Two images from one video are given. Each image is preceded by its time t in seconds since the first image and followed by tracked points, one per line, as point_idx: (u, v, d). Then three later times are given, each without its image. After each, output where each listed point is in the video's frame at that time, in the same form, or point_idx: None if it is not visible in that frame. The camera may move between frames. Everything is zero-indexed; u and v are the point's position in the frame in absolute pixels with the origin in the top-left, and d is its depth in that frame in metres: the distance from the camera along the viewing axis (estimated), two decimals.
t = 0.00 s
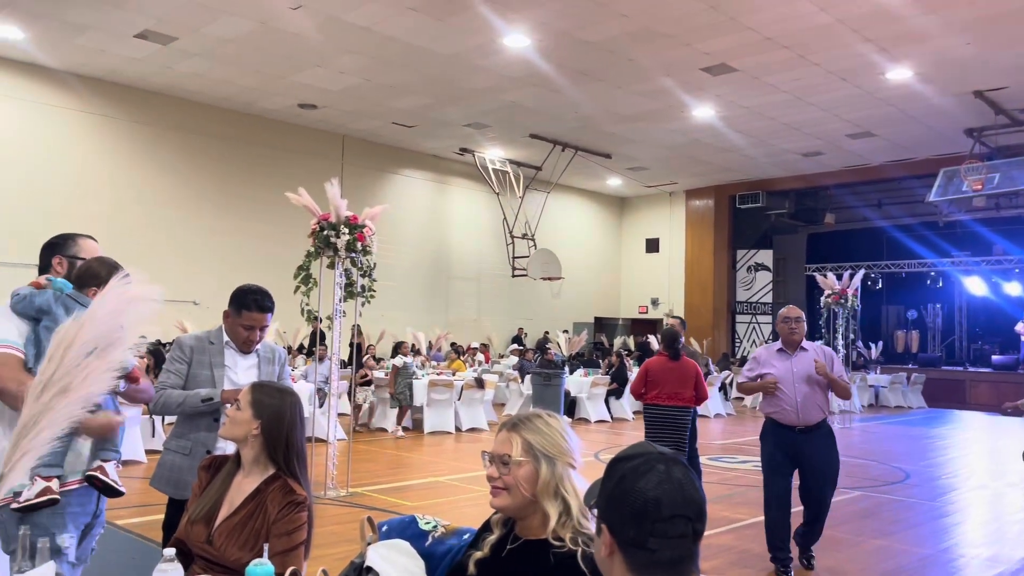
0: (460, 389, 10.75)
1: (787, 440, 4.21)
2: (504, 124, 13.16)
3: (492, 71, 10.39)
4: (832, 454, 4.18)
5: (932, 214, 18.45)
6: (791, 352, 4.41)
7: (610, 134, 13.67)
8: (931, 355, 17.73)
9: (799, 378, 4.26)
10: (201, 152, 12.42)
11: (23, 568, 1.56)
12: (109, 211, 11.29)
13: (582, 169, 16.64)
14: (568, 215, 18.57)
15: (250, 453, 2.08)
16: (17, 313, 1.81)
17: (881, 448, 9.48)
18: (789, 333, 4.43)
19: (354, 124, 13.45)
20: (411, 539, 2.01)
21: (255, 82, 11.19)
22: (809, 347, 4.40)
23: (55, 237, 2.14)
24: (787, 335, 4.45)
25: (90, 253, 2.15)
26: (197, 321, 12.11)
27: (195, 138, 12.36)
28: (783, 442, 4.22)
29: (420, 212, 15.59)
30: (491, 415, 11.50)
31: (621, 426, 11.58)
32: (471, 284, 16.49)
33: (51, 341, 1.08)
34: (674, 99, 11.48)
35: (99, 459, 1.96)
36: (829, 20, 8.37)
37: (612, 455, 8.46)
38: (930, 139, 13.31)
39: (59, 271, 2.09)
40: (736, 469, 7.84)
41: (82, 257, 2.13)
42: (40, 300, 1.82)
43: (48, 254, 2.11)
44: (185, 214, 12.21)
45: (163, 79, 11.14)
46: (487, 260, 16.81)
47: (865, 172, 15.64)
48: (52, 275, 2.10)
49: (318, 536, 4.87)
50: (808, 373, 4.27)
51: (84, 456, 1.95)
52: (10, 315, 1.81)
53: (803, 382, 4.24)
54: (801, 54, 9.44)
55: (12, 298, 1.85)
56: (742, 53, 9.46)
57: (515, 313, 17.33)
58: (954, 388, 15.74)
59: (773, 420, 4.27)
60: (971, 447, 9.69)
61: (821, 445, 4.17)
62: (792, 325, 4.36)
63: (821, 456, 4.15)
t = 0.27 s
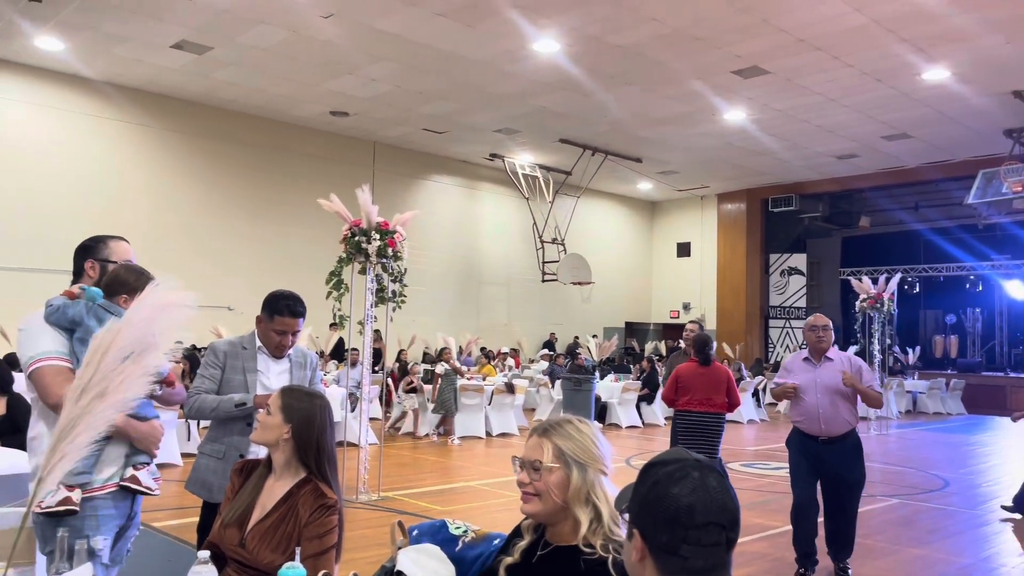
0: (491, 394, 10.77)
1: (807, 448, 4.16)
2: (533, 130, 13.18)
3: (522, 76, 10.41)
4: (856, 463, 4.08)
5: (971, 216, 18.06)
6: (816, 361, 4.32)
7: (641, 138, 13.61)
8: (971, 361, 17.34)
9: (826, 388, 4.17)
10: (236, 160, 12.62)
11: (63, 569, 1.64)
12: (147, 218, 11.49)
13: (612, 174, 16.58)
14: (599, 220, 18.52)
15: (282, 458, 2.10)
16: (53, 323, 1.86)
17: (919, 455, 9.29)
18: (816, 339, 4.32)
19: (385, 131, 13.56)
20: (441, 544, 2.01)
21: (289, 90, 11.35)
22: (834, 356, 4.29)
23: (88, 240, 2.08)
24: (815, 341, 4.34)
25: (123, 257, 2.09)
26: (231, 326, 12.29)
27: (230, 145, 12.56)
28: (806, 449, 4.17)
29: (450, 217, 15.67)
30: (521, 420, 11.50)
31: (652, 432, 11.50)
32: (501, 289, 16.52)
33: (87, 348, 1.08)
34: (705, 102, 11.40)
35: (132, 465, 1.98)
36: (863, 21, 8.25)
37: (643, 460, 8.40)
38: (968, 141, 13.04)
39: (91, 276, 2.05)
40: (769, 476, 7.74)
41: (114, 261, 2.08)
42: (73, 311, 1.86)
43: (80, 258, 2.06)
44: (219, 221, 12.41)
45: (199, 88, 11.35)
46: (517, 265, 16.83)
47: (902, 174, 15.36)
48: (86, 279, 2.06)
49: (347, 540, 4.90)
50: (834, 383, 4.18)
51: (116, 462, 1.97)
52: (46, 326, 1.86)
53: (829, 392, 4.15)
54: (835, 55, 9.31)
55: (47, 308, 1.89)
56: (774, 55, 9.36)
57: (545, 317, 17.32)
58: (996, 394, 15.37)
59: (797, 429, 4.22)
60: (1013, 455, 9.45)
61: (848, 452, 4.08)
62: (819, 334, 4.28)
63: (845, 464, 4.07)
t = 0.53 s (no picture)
0: (521, 398, 10.76)
1: (838, 463, 4.05)
2: (563, 134, 13.17)
3: (551, 80, 10.41)
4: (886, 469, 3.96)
5: (1011, 218, 17.64)
6: (845, 372, 4.24)
7: (671, 141, 13.52)
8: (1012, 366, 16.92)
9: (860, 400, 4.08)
10: (269, 166, 12.80)
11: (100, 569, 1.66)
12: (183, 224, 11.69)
13: (643, 177, 16.50)
14: (629, 224, 18.43)
15: (312, 460, 2.12)
16: (93, 332, 1.89)
17: (958, 462, 9.09)
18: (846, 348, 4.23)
19: (416, 136, 13.65)
20: (472, 547, 2.01)
21: (321, 97, 11.48)
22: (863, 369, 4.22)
23: (116, 240, 2.09)
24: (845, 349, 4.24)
25: (151, 256, 2.10)
26: (264, 331, 12.45)
27: (263, 152, 12.75)
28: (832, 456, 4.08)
29: (480, 222, 15.71)
30: (551, 424, 11.47)
31: (684, 437, 11.40)
32: (531, 293, 16.52)
33: (125, 351, 1.09)
34: (736, 104, 11.29)
35: (168, 470, 2.01)
36: (898, 20, 8.11)
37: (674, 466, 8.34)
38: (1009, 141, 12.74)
39: (122, 278, 2.06)
40: (803, 482, 7.63)
41: (143, 261, 2.09)
42: (115, 319, 1.88)
43: (110, 259, 2.07)
44: (253, 227, 12.59)
45: (233, 95, 11.53)
46: (547, 269, 16.82)
47: (939, 175, 15.06)
48: (116, 281, 2.07)
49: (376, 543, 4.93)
50: (867, 396, 4.10)
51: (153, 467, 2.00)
52: (86, 333, 1.90)
53: (862, 404, 4.06)
54: (869, 55, 9.16)
55: (87, 316, 1.91)
56: (806, 56, 9.24)
57: (575, 322, 17.27)
58: None
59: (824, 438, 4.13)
60: None
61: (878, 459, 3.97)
62: (851, 345, 4.19)
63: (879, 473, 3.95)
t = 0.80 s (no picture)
0: (547, 402, 10.75)
1: (870, 458, 3.98)
2: (589, 137, 13.15)
3: (576, 84, 10.40)
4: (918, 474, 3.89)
5: None
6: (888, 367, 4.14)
7: (698, 144, 13.43)
8: None
9: (907, 399, 4.01)
10: (297, 172, 12.93)
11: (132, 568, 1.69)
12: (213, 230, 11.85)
13: (670, 180, 16.40)
14: (656, 227, 18.34)
15: (339, 463, 2.14)
16: (128, 338, 1.91)
17: (995, 468, 8.89)
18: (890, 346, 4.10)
19: (442, 141, 13.71)
20: (498, 550, 2.02)
21: (348, 103, 11.59)
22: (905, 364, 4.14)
23: (145, 241, 2.13)
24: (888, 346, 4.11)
25: (179, 255, 2.13)
26: (293, 335, 12.58)
27: (291, 158, 12.89)
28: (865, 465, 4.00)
29: (506, 225, 15.73)
30: (578, 429, 11.43)
31: (712, 442, 11.30)
32: (557, 297, 16.49)
33: (156, 352, 1.12)
34: (764, 106, 11.18)
35: (198, 472, 2.03)
36: (929, 19, 7.99)
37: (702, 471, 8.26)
38: None
39: (151, 279, 2.09)
40: (834, 488, 7.52)
41: (171, 261, 2.12)
42: (150, 323, 1.90)
43: (139, 260, 2.10)
44: (281, 232, 12.74)
45: (262, 102, 11.68)
46: (573, 273, 16.79)
47: (973, 176, 14.78)
48: (147, 282, 2.11)
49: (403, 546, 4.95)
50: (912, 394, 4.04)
51: (182, 470, 2.01)
52: (121, 338, 1.92)
53: (908, 403, 3.99)
54: (899, 55, 9.03)
55: (122, 322, 1.94)
56: (835, 56, 9.13)
57: (602, 325, 17.21)
58: None
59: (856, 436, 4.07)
60: None
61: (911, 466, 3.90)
62: (897, 341, 4.06)
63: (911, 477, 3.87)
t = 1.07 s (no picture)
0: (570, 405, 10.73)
1: (903, 471, 3.92)
2: (612, 140, 13.11)
3: (599, 86, 10.39)
4: (949, 488, 3.86)
5: None
6: (923, 377, 4.07)
7: (722, 146, 13.34)
8: None
9: (943, 411, 3.94)
10: (321, 176, 13.05)
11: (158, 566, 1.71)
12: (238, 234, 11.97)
13: (693, 182, 16.30)
14: (679, 229, 18.23)
15: (360, 463, 2.15)
16: (149, 334, 1.94)
17: None
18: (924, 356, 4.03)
19: (464, 145, 13.76)
20: (518, 551, 2.01)
21: (372, 108, 11.67)
22: (943, 377, 4.07)
23: (171, 242, 2.17)
24: (921, 355, 4.04)
25: (203, 255, 2.17)
26: (317, 338, 12.68)
27: (315, 162, 13.00)
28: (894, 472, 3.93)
29: (528, 228, 15.73)
30: (601, 432, 11.39)
31: (736, 446, 11.20)
32: (580, 300, 16.46)
33: (178, 353, 1.13)
34: (788, 107, 11.08)
35: (225, 465, 2.07)
36: (957, 17, 7.88)
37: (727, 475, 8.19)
38: None
39: (176, 279, 2.13)
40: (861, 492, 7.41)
41: (195, 261, 2.16)
42: (167, 320, 1.93)
43: (165, 261, 2.15)
44: (305, 236, 12.84)
45: (287, 107, 11.79)
46: (596, 276, 16.74)
47: (1003, 176, 14.53)
48: (172, 282, 2.15)
49: (424, 549, 4.96)
50: (947, 405, 3.98)
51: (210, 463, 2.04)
52: (144, 337, 1.95)
53: (943, 414, 3.93)
54: (926, 54, 8.91)
55: (141, 318, 1.97)
56: (861, 56, 9.04)
57: (626, 329, 17.15)
58: None
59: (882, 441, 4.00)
60: None
61: (940, 478, 3.86)
62: (932, 352, 4.00)
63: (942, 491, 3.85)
